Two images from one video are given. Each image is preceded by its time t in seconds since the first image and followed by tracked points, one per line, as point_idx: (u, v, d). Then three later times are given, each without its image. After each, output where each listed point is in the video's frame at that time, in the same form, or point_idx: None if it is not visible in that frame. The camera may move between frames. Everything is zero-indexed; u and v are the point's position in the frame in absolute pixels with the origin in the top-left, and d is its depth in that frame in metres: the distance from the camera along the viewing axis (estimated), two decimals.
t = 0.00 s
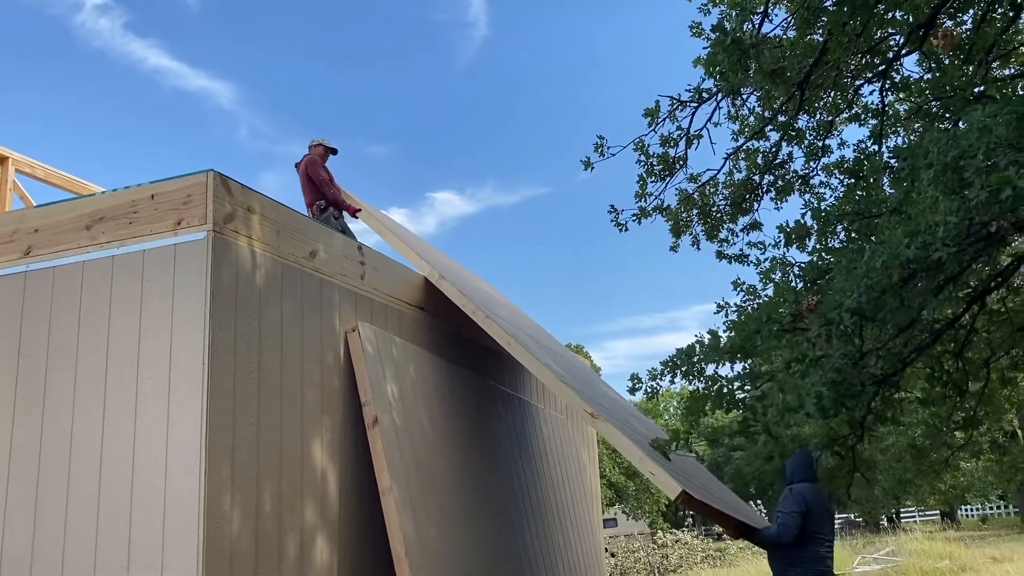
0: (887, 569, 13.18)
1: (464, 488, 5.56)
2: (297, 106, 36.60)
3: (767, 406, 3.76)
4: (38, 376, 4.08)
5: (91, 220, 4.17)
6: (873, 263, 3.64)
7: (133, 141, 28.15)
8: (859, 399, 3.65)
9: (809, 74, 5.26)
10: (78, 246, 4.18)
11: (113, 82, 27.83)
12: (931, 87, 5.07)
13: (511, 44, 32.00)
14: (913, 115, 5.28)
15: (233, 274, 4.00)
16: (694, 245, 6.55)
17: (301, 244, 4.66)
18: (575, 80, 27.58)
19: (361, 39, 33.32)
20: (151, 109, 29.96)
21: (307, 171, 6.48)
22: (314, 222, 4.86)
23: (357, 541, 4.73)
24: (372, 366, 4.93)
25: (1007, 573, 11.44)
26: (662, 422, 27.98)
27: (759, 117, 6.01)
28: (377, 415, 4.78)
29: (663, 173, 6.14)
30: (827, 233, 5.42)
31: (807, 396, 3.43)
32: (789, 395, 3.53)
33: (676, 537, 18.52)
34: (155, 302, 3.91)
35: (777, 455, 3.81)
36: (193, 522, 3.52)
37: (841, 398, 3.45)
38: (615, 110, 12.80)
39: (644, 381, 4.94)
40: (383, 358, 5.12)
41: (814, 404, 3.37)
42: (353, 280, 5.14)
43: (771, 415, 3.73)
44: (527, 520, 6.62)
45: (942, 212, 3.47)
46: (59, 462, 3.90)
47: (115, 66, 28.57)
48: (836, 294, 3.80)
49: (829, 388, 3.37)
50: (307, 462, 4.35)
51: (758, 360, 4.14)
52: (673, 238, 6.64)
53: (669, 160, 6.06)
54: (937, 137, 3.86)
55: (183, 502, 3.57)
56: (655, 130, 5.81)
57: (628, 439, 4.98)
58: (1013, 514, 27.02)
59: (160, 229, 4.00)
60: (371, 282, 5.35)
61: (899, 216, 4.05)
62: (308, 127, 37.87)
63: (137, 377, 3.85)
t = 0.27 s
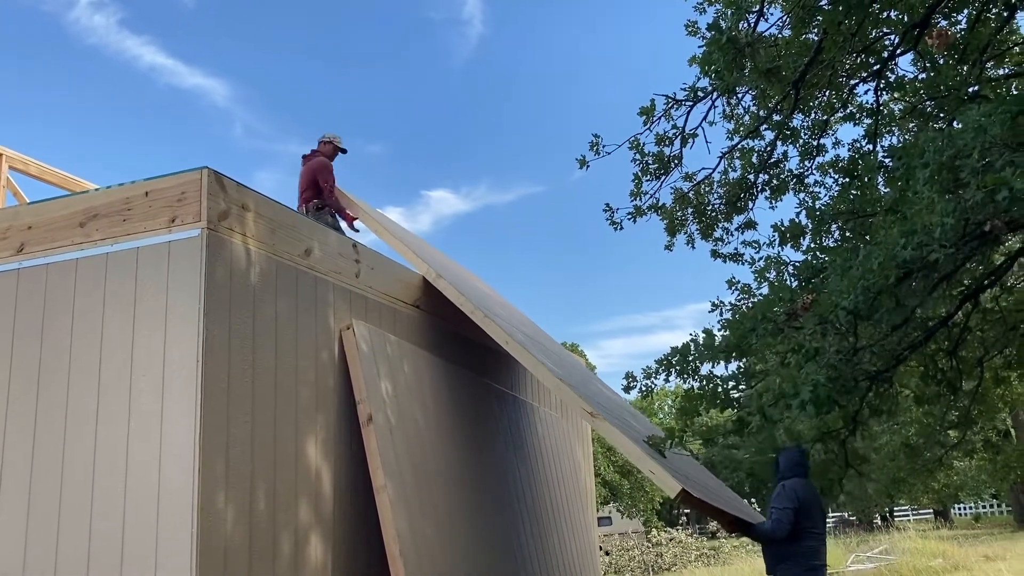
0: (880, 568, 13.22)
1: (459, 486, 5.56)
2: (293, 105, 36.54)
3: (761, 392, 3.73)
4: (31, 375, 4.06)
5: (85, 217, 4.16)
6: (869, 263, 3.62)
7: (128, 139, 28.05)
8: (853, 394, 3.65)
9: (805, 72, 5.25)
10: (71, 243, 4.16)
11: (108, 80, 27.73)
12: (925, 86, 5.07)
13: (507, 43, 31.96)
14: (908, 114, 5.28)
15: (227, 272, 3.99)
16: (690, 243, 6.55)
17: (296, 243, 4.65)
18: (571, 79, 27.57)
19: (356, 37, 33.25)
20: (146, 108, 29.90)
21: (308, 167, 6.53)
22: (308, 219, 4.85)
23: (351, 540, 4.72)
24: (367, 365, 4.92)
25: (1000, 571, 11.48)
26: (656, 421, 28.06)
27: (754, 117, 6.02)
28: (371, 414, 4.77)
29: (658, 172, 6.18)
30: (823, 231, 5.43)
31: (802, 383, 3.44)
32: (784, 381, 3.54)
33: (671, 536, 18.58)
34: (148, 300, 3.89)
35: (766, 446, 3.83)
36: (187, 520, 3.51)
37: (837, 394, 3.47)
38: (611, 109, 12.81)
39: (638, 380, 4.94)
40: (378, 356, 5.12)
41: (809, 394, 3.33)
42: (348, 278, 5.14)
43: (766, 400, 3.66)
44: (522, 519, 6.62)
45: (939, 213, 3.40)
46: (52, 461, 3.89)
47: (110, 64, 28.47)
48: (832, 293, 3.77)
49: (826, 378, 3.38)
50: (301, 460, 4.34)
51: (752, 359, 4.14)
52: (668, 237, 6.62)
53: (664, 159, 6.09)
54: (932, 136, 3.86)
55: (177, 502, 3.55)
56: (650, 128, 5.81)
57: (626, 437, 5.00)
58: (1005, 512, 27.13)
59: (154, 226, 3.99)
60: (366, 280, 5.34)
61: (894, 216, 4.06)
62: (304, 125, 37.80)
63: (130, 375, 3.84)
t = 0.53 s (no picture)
0: (874, 566, 13.29)
1: (455, 485, 5.57)
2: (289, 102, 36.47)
3: (748, 401, 3.74)
4: (24, 374, 4.04)
5: (78, 215, 4.14)
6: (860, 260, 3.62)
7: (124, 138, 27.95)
8: (844, 394, 3.64)
9: (800, 73, 5.26)
10: (66, 241, 4.15)
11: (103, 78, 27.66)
12: (920, 86, 5.09)
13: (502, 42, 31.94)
14: (903, 113, 5.29)
15: (221, 270, 3.97)
16: (685, 242, 6.55)
17: (290, 240, 4.64)
18: (566, 78, 27.57)
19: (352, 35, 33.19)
20: (144, 107, 29.86)
21: (307, 164, 6.55)
22: (303, 218, 4.85)
23: (347, 538, 4.72)
24: (362, 363, 4.92)
25: (993, 570, 11.54)
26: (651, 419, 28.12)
27: (749, 116, 6.02)
28: (366, 412, 4.77)
29: (653, 170, 6.18)
30: (816, 231, 5.40)
31: (787, 392, 3.48)
32: (767, 391, 3.59)
33: (665, 534, 18.62)
34: (142, 298, 3.88)
35: (767, 454, 3.62)
36: (181, 517, 3.50)
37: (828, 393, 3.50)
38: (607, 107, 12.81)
39: (633, 379, 4.94)
40: (373, 355, 5.11)
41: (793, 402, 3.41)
42: (342, 276, 5.13)
43: (751, 411, 3.67)
44: (517, 518, 6.62)
45: (928, 211, 3.47)
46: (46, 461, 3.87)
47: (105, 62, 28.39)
48: (822, 291, 3.77)
49: (808, 383, 3.44)
50: (295, 460, 4.34)
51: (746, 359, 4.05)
52: (663, 236, 6.62)
53: (659, 157, 6.09)
54: (925, 137, 3.85)
55: (170, 500, 3.55)
56: (646, 127, 5.81)
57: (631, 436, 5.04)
58: (998, 511, 27.25)
59: (148, 224, 3.98)
60: (361, 278, 5.34)
61: (886, 215, 4.06)
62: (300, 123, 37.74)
63: (124, 374, 3.83)
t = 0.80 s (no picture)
0: (869, 565, 13.32)
1: (450, 485, 5.57)
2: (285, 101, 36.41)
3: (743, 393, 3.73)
4: (19, 373, 4.03)
5: (74, 213, 4.13)
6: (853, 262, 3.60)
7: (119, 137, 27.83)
8: (843, 397, 3.68)
9: (796, 73, 5.29)
10: (60, 239, 4.14)
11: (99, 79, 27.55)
12: (915, 87, 5.09)
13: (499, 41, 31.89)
14: (898, 114, 5.30)
15: (216, 268, 3.97)
16: (680, 242, 6.55)
17: (286, 240, 4.63)
18: (563, 78, 27.53)
19: (348, 34, 33.11)
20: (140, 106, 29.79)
21: (305, 161, 6.53)
22: (299, 216, 4.84)
23: (342, 538, 4.72)
24: (357, 363, 4.91)
25: (987, 569, 11.57)
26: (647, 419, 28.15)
27: (745, 116, 6.02)
28: (362, 411, 4.77)
29: (649, 170, 6.18)
30: (812, 232, 5.43)
31: (782, 381, 3.52)
32: (761, 379, 3.60)
33: (661, 533, 18.63)
34: (137, 297, 3.88)
35: (766, 455, 3.70)
36: (176, 517, 3.50)
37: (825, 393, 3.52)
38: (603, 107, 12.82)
39: (629, 379, 4.92)
40: (369, 354, 5.10)
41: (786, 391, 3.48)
42: (338, 275, 5.12)
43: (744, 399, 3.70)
44: (513, 518, 6.62)
45: (920, 212, 3.40)
46: (40, 460, 3.86)
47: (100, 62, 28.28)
48: (816, 291, 3.71)
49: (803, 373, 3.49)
50: (290, 459, 4.33)
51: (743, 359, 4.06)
52: (659, 236, 6.63)
53: (655, 157, 6.10)
54: (920, 137, 3.84)
55: (165, 500, 3.54)
56: (642, 127, 5.81)
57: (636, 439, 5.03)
58: (992, 511, 27.34)
59: (143, 222, 3.97)
60: (357, 277, 5.33)
61: (882, 216, 4.06)
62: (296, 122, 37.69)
63: (119, 373, 3.82)
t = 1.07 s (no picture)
0: (865, 565, 13.35)
1: (447, 485, 5.56)
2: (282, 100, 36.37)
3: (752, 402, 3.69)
4: (14, 374, 4.01)
5: (69, 212, 4.12)
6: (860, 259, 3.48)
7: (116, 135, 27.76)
8: (839, 396, 3.66)
9: (792, 73, 5.33)
10: (56, 238, 4.13)
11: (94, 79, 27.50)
12: (912, 87, 5.10)
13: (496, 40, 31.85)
14: (894, 115, 5.32)
15: (212, 268, 3.96)
16: (677, 242, 6.56)
17: (282, 239, 4.63)
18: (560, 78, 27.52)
19: (346, 33, 33.07)
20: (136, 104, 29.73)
21: (309, 158, 6.54)
22: (296, 216, 4.84)
23: (338, 537, 4.72)
24: (354, 362, 4.91)
25: (982, 569, 11.60)
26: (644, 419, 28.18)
27: (742, 116, 6.03)
28: (358, 411, 4.76)
29: (646, 170, 6.19)
30: (809, 232, 5.45)
31: (795, 386, 3.46)
32: (776, 385, 3.52)
33: (658, 533, 18.62)
34: (133, 297, 3.87)
35: (762, 455, 3.68)
36: (172, 517, 3.49)
37: (824, 393, 3.53)
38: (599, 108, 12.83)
39: (626, 379, 4.92)
40: (365, 354, 5.10)
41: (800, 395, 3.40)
42: (335, 275, 5.12)
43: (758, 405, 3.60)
44: (509, 518, 6.62)
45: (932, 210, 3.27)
46: (35, 459, 3.85)
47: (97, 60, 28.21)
48: (825, 292, 3.69)
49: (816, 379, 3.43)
50: (286, 459, 4.33)
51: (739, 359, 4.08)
52: (656, 236, 6.63)
53: (652, 158, 6.10)
54: (919, 138, 3.81)
55: (161, 500, 3.53)
56: (639, 127, 5.81)
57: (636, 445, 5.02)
58: (987, 511, 27.45)
59: (139, 222, 3.96)
60: (353, 277, 5.33)
61: (880, 216, 4.06)
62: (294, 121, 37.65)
63: (114, 373, 3.82)
